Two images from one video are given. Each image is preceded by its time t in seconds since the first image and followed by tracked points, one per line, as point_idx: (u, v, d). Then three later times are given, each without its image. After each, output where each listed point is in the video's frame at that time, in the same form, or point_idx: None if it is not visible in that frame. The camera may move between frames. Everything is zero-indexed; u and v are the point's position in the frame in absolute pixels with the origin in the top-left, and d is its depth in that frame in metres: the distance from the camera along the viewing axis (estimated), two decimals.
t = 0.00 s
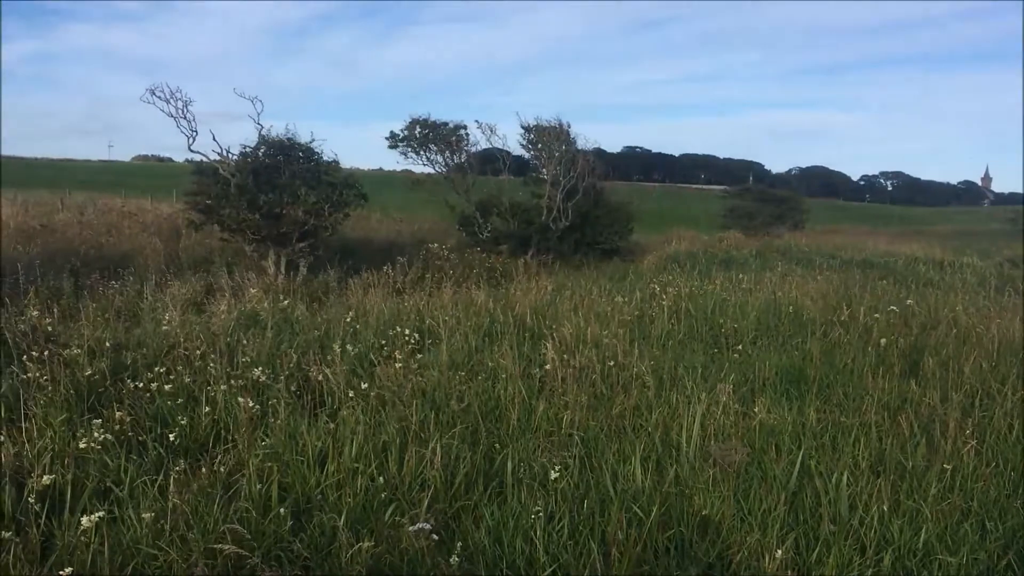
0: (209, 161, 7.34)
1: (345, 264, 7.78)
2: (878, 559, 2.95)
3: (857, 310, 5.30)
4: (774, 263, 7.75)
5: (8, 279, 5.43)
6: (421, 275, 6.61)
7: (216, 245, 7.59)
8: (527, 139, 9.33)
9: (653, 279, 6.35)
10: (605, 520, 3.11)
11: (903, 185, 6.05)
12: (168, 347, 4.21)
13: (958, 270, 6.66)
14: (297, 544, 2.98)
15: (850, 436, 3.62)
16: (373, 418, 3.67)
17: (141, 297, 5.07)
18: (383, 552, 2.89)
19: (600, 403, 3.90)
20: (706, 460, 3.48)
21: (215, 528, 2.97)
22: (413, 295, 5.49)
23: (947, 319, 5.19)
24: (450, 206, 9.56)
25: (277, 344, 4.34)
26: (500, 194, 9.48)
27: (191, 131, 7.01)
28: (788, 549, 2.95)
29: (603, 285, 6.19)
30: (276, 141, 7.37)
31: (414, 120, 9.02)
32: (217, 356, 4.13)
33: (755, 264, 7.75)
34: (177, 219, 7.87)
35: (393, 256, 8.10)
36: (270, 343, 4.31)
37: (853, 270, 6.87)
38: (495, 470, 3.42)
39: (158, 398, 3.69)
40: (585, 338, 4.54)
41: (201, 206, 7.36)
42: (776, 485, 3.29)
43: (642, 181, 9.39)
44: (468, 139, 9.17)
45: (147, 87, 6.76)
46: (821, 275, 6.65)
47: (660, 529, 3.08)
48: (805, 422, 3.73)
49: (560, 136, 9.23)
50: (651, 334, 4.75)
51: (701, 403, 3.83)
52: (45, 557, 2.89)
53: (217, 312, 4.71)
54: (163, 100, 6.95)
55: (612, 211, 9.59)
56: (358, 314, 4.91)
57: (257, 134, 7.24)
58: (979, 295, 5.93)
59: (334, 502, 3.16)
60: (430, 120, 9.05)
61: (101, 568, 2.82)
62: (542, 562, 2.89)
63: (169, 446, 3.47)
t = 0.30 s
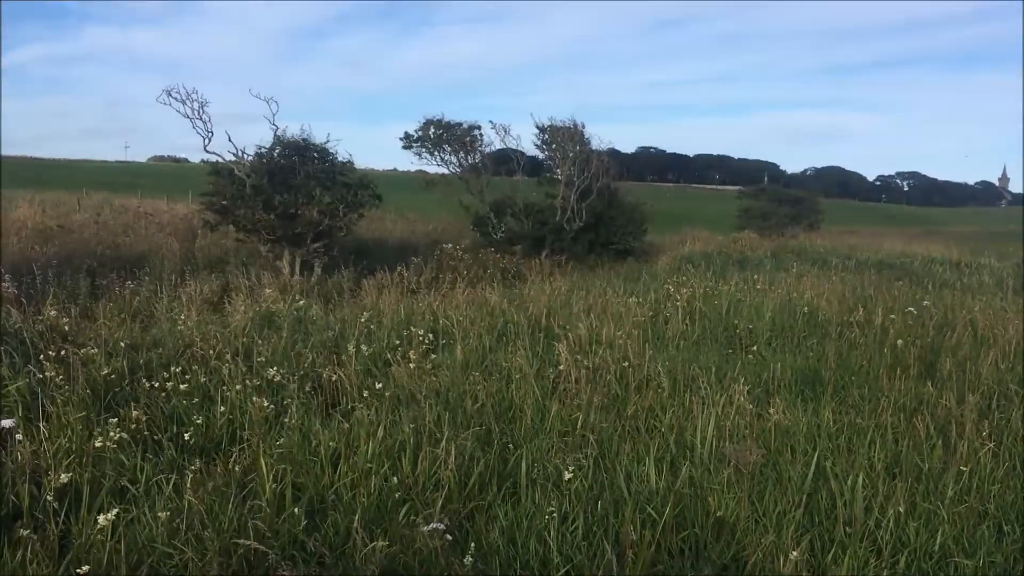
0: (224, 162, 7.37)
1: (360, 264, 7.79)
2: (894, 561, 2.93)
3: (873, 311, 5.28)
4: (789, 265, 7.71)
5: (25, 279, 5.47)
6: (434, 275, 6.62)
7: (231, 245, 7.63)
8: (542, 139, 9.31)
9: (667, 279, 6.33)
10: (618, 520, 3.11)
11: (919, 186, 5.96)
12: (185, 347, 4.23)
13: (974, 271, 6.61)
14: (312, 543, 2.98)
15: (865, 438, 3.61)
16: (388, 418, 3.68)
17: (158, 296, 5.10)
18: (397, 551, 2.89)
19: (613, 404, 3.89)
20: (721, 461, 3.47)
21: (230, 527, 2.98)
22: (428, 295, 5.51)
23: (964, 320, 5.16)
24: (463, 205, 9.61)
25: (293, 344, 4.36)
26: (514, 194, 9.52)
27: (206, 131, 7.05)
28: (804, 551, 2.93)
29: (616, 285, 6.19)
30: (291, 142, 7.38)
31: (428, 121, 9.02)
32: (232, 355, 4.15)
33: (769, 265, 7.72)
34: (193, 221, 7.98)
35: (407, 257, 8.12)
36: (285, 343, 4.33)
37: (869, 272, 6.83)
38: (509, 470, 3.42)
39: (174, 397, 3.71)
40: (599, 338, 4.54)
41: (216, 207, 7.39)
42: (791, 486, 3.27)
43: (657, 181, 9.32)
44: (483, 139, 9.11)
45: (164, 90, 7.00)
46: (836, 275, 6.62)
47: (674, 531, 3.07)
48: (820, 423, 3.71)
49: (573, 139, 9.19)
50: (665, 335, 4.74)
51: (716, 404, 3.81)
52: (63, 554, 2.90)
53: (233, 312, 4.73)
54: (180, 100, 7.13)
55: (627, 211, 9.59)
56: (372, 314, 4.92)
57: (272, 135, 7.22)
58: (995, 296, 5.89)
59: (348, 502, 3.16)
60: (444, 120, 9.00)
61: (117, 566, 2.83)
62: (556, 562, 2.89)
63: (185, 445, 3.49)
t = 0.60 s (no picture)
0: (239, 163, 7.40)
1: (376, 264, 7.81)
2: (910, 563, 2.91)
3: (890, 312, 5.25)
4: (805, 265, 7.66)
5: (44, 279, 5.51)
6: (449, 275, 6.63)
7: (247, 245, 7.67)
8: (556, 139, 9.35)
9: (682, 280, 6.31)
10: (634, 521, 3.10)
11: (935, 186, 5.90)
12: (201, 347, 4.25)
13: (991, 272, 6.56)
14: (328, 543, 2.99)
15: (882, 439, 3.59)
16: (403, 418, 3.69)
17: (175, 296, 5.12)
18: (412, 551, 2.89)
19: (628, 405, 3.89)
20: (737, 462, 3.46)
21: (246, 525, 2.99)
22: (443, 295, 5.51)
23: (983, 322, 5.12)
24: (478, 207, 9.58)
25: (308, 344, 4.37)
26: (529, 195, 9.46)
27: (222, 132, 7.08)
28: (820, 552, 2.92)
29: (631, 286, 6.18)
30: (307, 142, 7.39)
31: (444, 121, 9.01)
32: (248, 355, 4.16)
33: (785, 266, 7.67)
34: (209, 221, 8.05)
35: (422, 257, 8.13)
36: (300, 343, 4.34)
37: (886, 272, 6.78)
38: (524, 470, 3.42)
39: (191, 396, 3.73)
40: (614, 339, 4.53)
41: (231, 207, 7.41)
42: (807, 488, 3.26)
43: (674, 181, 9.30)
44: (498, 139, 9.14)
45: (181, 94, 7.05)
46: (852, 276, 6.58)
47: (689, 532, 3.06)
48: (837, 425, 3.69)
49: (588, 139, 9.20)
50: (680, 336, 4.73)
51: (731, 405, 3.80)
52: (81, 552, 2.92)
53: (249, 313, 4.75)
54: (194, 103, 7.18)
55: (642, 211, 9.47)
56: (387, 314, 4.93)
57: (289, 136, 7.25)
58: (1013, 297, 5.85)
59: (364, 501, 3.17)
60: (459, 121, 9.05)
61: (134, 564, 2.83)
62: (571, 563, 2.88)
63: (201, 444, 3.51)
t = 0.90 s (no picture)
0: (257, 162, 7.44)
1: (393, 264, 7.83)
2: (929, 566, 2.89)
3: (909, 313, 5.22)
4: (823, 266, 7.61)
5: (64, 279, 5.55)
6: (466, 275, 6.64)
7: (265, 245, 7.71)
8: (573, 139, 9.30)
9: (699, 281, 6.29)
10: (650, 522, 3.09)
11: (954, 186, 5.68)
12: (220, 347, 4.28)
13: (1010, 272, 6.52)
14: (344, 542, 2.99)
15: (900, 441, 3.58)
16: (419, 418, 3.70)
17: (193, 296, 5.15)
18: (428, 550, 2.90)
19: (645, 405, 3.88)
20: (754, 464, 3.45)
21: (263, 524, 3.00)
22: (460, 296, 5.51)
23: (1003, 323, 5.09)
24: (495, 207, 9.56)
25: (326, 344, 4.39)
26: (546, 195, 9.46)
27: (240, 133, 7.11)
28: (837, 554, 2.90)
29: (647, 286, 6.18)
30: (325, 143, 7.41)
31: (461, 121, 9.01)
32: (265, 355, 4.18)
33: (803, 266, 7.62)
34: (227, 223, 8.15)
35: (439, 257, 8.15)
36: (318, 343, 4.36)
37: (905, 272, 6.74)
38: (539, 471, 3.43)
39: (209, 396, 3.75)
40: (630, 340, 4.53)
41: (248, 208, 7.43)
42: (824, 489, 3.25)
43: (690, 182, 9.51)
44: (515, 139, 9.15)
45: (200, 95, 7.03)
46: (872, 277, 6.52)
47: (706, 533, 3.05)
48: (854, 427, 3.68)
49: (604, 139, 9.14)
50: (697, 336, 4.72)
51: (749, 406, 3.79)
52: (100, 550, 2.94)
53: (267, 313, 4.77)
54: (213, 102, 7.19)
55: (659, 211, 9.40)
56: (404, 315, 4.94)
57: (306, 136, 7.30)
58: None
59: (380, 501, 3.17)
60: (476, 121, 9.03)
61: (152, 562, 2.85)
62: (587, 563, 2.87)
63: (219, 443, 3.53)
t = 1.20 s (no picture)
0: (276, 163, 7.49)
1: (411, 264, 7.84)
2: (949, 568, 2.87)
3: (930, 313, 5.19)
4: (843, 266, 7.56)
5: (85, 279, 5.60)
6: (483, 275, 6.65)
7: (285, 245, 7.74)
8: (590, 139, 9.26)
9: (718, 282, 6.27)
10: (667, 523, 3.08)
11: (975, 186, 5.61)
12: (238, 346, 4.30)
13: None
14: (361, 541, 3.00)
15: (920, 443, 3.55)
16: (436, 417, 3.71)
17: (212, 296, 5.17)
18: (446, 550, 2.90)
19: (662, 405, 3.88)
20: (772, 464, 3.44)
21: (281, 522, 3.01)
22: (477, 296, 5.52)
23: None
24: (512, 207, 9.55)
25: (344, 344, 4.41)
26: (563, 195, 9.44)
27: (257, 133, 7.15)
28: (856, 556, 2.88)
29: (665, 286, 6.16)
30: (343, 143, 7.44)
31: (477, 121, 9.02)
32: (283, 354, 4.20)
33: (822, 267, 7.57)
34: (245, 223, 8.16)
35: (456, 257, 8.16)
36: (335, 343, 4.37)
37: (924, 273, 6.69)
38: (556, 471, 3.42)
39: (228, 395, 3.78)
40: (647, 340, 4.52)
41: (267, 208, 7.46)
42: (843, 491, 3.23)
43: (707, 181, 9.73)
44: (532, 139, 9.10)
45: (221, 98, 7.30)
46: (891, 278, 6.49)
47: (724, 534, 3.03)
48: (874, 428, 3.65)
49: (621, 138, 9.06)
50: (714, 337, 4.70)
51: (767, 407, 3.78)
52: (120, 548, 2.95)
53: (285, 313, 4.80)
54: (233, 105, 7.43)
55: (677, 211, 9.30)
56: (422, 315, 4.95)
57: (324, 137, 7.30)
58: None
59: (397, 501, 3.18)
60: (493, 121, 9.02)
61: (171, 560, 2.86)
62: (604, 564, 2.87)
63: (238, 442, 3.55)
